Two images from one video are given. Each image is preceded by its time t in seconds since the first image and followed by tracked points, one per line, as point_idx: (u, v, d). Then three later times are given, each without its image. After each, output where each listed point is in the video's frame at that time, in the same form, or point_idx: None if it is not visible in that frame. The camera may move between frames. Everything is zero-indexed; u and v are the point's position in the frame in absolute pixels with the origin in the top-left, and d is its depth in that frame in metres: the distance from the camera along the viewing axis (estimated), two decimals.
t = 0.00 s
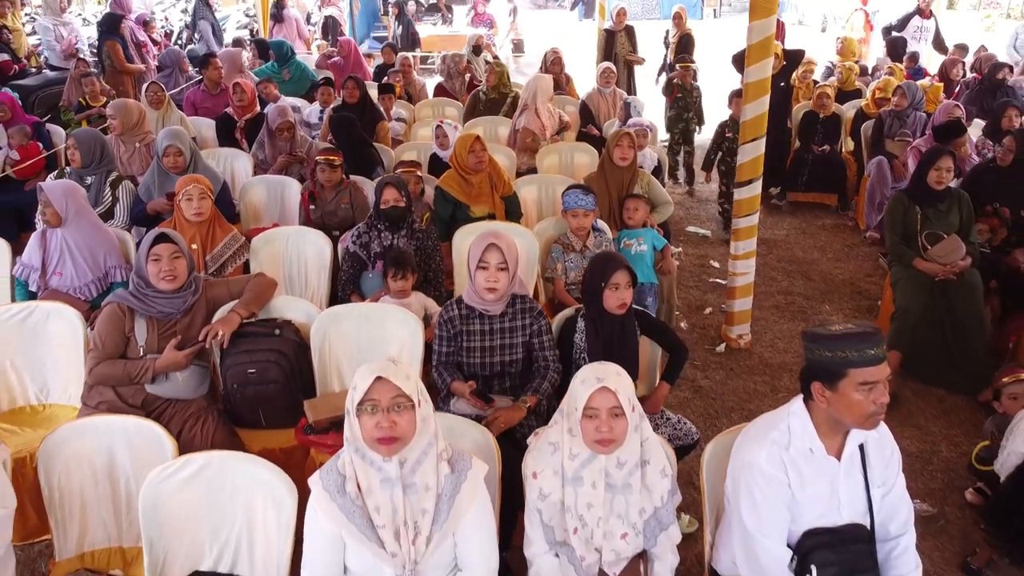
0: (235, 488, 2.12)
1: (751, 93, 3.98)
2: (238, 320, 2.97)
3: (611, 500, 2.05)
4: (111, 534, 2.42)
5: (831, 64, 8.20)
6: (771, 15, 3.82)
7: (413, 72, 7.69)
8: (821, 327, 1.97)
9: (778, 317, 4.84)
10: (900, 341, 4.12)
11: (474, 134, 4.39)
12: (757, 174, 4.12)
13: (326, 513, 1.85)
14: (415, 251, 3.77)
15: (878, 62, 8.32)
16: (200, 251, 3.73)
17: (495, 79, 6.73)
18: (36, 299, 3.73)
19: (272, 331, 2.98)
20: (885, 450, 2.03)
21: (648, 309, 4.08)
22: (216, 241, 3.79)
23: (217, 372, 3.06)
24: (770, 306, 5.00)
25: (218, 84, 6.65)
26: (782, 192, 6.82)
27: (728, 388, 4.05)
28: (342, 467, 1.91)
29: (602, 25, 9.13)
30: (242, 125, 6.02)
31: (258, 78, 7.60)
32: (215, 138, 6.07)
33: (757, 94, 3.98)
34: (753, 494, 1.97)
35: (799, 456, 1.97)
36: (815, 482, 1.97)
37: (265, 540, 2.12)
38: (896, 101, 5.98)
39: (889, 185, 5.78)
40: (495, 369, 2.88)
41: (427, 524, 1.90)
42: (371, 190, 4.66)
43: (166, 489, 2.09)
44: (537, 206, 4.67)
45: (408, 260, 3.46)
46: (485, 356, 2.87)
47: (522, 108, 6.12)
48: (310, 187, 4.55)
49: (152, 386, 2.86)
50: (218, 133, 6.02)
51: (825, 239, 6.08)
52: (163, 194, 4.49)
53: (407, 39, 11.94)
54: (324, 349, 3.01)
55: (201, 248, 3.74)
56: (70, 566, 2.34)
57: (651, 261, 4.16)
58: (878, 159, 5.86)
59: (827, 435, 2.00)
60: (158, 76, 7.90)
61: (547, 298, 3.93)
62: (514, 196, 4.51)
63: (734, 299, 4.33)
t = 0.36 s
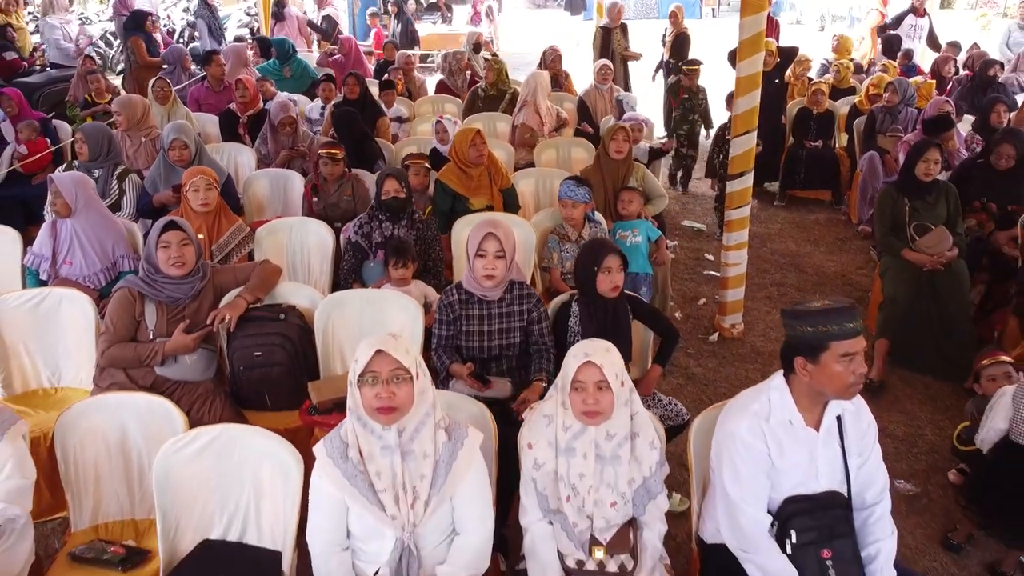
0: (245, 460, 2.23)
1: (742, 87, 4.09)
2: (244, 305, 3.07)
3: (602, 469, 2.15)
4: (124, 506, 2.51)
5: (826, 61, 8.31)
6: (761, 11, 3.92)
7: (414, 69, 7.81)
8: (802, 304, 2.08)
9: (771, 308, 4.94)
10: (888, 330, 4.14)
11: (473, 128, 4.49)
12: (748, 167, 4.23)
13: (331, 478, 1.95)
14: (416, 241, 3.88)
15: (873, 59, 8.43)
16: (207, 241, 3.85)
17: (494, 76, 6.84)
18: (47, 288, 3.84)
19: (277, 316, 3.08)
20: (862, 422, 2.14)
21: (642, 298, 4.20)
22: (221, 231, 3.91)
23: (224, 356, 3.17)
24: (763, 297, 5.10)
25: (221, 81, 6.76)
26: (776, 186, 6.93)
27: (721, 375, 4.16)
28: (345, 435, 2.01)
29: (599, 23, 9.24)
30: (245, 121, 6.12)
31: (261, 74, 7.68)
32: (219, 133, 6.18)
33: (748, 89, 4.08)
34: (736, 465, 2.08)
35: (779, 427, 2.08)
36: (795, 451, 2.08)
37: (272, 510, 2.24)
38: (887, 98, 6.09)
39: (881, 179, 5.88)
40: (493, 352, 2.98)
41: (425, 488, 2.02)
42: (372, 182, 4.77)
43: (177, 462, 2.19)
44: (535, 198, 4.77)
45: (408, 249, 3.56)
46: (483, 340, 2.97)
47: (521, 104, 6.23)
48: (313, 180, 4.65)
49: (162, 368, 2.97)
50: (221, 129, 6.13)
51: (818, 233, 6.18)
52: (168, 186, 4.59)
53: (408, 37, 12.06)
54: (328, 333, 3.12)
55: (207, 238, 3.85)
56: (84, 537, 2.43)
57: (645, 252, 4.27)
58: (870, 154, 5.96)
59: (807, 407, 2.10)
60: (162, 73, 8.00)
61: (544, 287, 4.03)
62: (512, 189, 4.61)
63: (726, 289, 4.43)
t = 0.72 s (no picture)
0: (258, 437, 2.34)
1: (735, 84, 4.21)
2: (253, 293, 3.18)
3: (596, 445, 2.26)
4: (141, 484, 2.64)
5: (822, 59, 8.42)
6: (753, 9, 4.03)
7: (415, 67, 7.92)
8: (786, 287, 2.19)
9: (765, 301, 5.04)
10: (877, 321, 4.28)
11: (472, 125, 4.61)
12: (741, 162, 4.35)
13: (341, 446, 2.10)
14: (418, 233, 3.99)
15: (869, 58, 8.53)
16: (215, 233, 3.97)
17: (494, 74, 6.96)
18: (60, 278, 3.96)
19: (284, 303, 3.19)
20: (845, 399, 2.25)
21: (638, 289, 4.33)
22: (229, 223, 4.04)
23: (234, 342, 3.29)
24: (758, 290, 5.21)
25: (225, 79, 6.86)
26: (772, 182, 7.05)
27: (715, 364, 4.27)
28: (356, 405, 2.17)
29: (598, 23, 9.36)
30: (250, 118, 6.23)
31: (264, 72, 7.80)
32: (223, 130, 6.29)
33: (740, 86, 4.20)
34: (724, 440, 2.19)
35: (764, 403, 2.20)
36: (779, 426, 2.19)
37: (283, 485, 2.34)
38: (880, 95, 6.20)
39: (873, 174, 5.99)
40: (493, 339, 3.10)
41: (426, 461, 2.13)
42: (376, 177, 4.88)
43: (194, 437, 2.31)
44: (534, 193, 4.88)
45: (411, 241, 3.67)
46: (484, 326, 3.08)
47: (520, 101, 6.35)
48: (318, 174, 4.77)
49: (174, 353, 3.08)
50: (226, 126, 6.24)
51: (813, 229, 6.29)
52: (176, 181, 4.71)
53: (408, 37, 12.16)
54: (334, 320, 3.24)
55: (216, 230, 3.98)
56: (101, 511, 2.55)
57: (641, 246, 4.39)
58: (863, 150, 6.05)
59: (791, 384, 2.22)
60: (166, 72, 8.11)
61: (543, 278, 4.14)
62: (512, 183, 4.72)
63: (721, 281, 4.54)
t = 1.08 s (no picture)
0: (269, 418, 2.45)
1: (730, 82, 4.33)
2: (262, 282, 3.30)
3: (592, 423, 2.37)
4: (155, 463, 2.75)
5: (818, 59, 8.54)
6: (747, 8, 4.15)
7: (417, 66, 8.03)
8: (772, 272, 2.30)
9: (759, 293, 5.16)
10: (868, 312, 4.38)
11: (470, 122, 4.71)
12: (736, 157, 4.45)
13: (350, 422, 2.21)
14: (421, 226, 4.11)
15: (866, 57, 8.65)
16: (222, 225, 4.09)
17: (494, 72, 7.06)
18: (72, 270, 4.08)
19: (292, 292, 3.29)
20: (830, 379, 2.35)
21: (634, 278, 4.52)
22: (236, 217, 4.15)
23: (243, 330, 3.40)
24: (752, 283, 5.31)
25: (230, 77, 6.97)
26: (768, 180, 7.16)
27: (709, 355, 4.38)
28: (365, 384, 2.27)
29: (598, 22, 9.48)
30: (254, 115, 6.34)
31: (269, 69, 7.97)
32: (228, 127, 6.40)
33: (735, 83, 4.32)
34: (714, 417, 2.30)
35: (753, 382, 2.30)
36: (767, 404, 2.30)
37: (293, 464, 2.46)
38: (874, 93, 6.31)
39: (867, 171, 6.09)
40: (493, 326, 3.20)
41: (430, 438, 2.23)
42: (379, 173, 4.99)
43: (209, 416, 2.42)
44: (533, 186, 4.95)
45: (413, 233, 3.78)
46: (485, 313, 3.19)
47: (520, 100, 6.46)
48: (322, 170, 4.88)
49: (186, 340, 3.19)
50: (231, 124, 6.35)
51: (807, 224, 6.40)
52: (184, 176, 4.83)
53: (409, 36, 12.27)
54: (340, 308, 3.34)
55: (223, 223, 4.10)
56: (119, 490, 2.67)
57: (638, 240, 4.50)
58: (857, 148, 6.13)
59: (777, 366, 2.32)
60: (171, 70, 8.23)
61: (542, 270, 4.25)
62: (511, 178, 4.84)
63: (716, 274, 4.64)
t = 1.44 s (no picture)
0: (278, 397, 2.57)
1: (723, 79, 4.45)
2: (269, 271, 3.42)
3: (587, 400, 2.49)
4: (169, 442, 2.87)
5: (813, 57, 8.66)
6: (740, 6, 4.28)
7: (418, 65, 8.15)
8: (755, 258, 2.42)
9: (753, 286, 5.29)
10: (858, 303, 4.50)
11: (469, 117, 4.83)
12: (729, 151, 4.57)
13: (354, 403, 2.31)
14: (422, 218, 4.23)
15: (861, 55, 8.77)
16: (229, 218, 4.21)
17: (494, 70, 7.19)
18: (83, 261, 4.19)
19: (298, 280, 3.42)
20: (812, 359, 2.48)
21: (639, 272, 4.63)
22: (242, 209, 4.27)
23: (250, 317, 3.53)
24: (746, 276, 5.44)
25: (234, 75, 7.09)
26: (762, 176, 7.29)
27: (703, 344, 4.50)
28: (368, 365, 2.37)
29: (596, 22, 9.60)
30: (259, 112, 6.47)
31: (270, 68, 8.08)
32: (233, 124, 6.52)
33: (728, 80, 4.45)
34: (703, 396, 2.42)
35: (738, 361, 2.42)
36: (752, 382, 2.42)
37: (301, 441, 2.58)
38: (866, 91, 6.43)
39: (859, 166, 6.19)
40: (493, 312, 3.33)
41: (432, 414, 2.36)
42: (381, 168, 5.11)
43: (221, 394, 2.53)
44: (531, 181, 5.06)
45: (415, 224, 3.90)
46: (484, 300, 3.31)
47: (520, 97, 6.58)
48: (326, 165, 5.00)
49: (196, 326, 3.30)
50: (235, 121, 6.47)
51: (801, 219, 6.52)
52: (191, 171, 4.96)
53: (409, 35, 12.39)
54: (344, 296, 3.47)
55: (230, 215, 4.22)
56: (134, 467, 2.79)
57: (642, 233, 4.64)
58: (850, 145, 6.22)
59: (762, 346, 2.44)
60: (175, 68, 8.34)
61: (540, 262, 4.37)
62: (510, 173, 4.97)
63: (710, 266, 4.76)
